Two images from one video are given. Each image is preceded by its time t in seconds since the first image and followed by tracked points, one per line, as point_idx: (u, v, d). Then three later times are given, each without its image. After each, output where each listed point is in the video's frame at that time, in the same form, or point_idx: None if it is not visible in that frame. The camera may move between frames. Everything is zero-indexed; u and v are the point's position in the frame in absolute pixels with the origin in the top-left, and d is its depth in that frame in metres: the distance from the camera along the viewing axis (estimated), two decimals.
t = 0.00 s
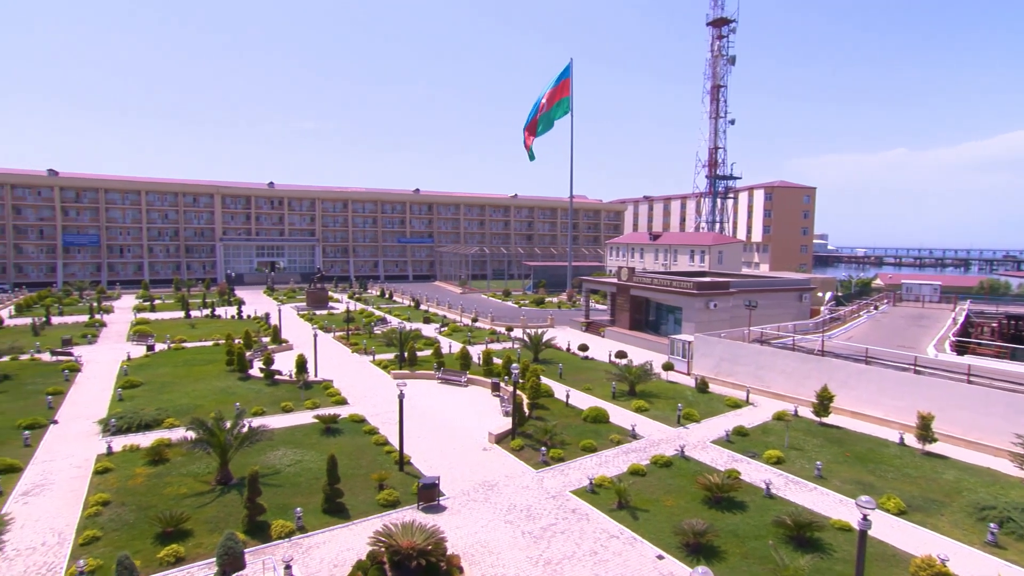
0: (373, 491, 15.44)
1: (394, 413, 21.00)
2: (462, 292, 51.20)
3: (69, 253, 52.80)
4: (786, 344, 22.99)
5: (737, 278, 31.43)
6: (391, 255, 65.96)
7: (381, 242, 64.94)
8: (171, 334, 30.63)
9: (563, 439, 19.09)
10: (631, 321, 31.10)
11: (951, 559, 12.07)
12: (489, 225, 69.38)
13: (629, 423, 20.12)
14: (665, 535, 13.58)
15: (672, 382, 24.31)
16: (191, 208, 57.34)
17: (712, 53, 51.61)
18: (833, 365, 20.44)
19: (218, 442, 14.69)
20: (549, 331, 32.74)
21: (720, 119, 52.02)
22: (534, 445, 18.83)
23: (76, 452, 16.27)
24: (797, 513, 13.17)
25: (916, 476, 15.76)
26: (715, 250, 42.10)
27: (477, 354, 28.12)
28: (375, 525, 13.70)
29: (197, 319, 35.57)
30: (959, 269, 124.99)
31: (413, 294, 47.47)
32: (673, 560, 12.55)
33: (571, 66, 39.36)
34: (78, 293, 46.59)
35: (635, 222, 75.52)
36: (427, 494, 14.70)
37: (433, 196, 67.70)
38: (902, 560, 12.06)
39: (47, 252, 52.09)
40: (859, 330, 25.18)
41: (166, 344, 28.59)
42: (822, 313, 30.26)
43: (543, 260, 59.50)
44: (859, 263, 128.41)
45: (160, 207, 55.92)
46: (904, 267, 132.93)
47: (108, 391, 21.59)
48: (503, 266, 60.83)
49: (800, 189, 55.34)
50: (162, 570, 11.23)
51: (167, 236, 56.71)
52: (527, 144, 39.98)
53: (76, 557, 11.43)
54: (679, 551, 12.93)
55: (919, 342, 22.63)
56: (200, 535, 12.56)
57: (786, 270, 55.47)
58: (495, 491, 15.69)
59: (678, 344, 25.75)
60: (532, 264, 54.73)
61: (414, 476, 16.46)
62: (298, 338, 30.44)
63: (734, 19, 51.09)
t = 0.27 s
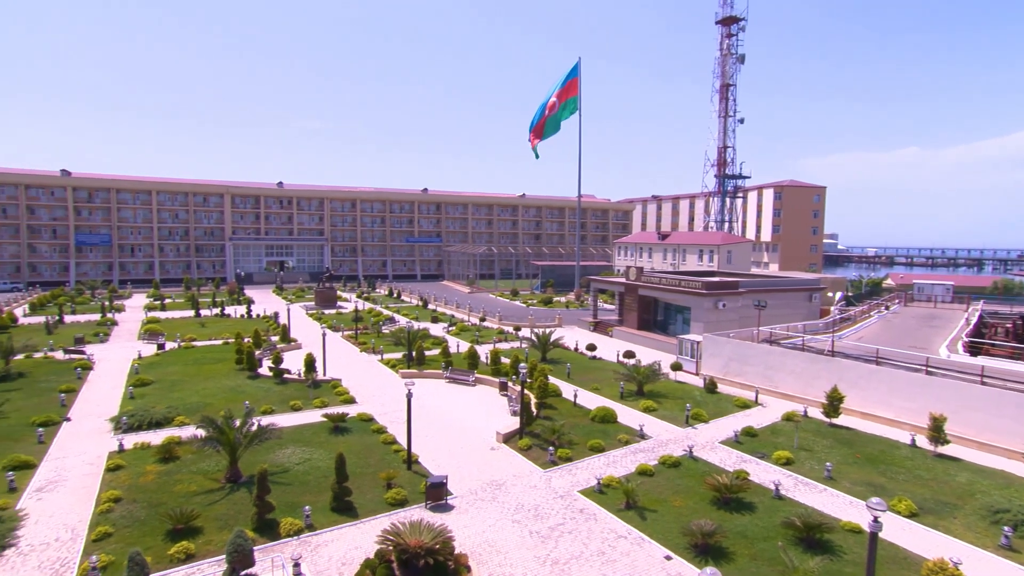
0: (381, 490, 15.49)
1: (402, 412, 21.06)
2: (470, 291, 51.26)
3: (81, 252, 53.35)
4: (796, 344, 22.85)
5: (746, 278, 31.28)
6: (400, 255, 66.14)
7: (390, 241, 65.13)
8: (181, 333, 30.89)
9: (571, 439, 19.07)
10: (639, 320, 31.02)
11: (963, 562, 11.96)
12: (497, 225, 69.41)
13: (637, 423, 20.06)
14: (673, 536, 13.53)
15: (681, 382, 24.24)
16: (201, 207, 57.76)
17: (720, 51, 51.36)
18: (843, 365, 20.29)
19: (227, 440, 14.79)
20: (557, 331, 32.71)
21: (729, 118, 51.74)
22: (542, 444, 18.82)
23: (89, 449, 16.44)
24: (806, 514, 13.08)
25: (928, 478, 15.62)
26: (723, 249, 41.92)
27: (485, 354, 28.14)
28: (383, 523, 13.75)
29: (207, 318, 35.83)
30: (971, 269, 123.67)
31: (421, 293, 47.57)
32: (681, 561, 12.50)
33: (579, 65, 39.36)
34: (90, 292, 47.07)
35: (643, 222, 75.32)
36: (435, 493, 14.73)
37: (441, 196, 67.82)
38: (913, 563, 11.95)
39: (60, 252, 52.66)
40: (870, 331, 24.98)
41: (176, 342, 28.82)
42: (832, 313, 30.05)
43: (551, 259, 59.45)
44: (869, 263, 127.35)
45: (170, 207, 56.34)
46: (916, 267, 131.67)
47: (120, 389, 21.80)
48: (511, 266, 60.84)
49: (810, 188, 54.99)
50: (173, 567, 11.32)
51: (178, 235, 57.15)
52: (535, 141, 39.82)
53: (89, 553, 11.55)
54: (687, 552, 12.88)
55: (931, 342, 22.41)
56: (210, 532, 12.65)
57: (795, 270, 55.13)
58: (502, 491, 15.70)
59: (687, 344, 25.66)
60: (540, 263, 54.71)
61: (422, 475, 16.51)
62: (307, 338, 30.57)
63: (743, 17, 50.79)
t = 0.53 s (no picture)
0: (391, 488, 15.55)
1: (412, 411, 21.13)
2: (480, 291, 51.33)
3: (96, 251, 54.01)
4: (808, 344, 22.66)
5: (757, 277, 31.08)
6: (410, 254, 66.34)
7: (400, 240, 65.35)
8: (194, 332, 31.17)
9: (581, 439, 19.04)
10: (649, 320, 30.91)
11: (980, 566, 11.79)
12: (507, 224, 69.43)
13: (647, 424, 19.99)
14: (683, 537, 13.47)
15: (691, 382, 24.12)
16: (214, 207, 58.27)
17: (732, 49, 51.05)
18: (856, 366, 20.10)
19: (239, 438, 14.91)
20: (567, 330, 32.67)
21: (740, 117, 51.42)
22: (552, 444, 18.80)
23: (104, 446, 16.63)
24: (818, 516, 12.97)
25: (943, 481, 15.43)
26: (735, 249, 41.68)
27: (495, 353, 28.17)
28: (392, 521, 13.80)
29: (219, 317, 36.13)
30: (987, 269, 121.98)
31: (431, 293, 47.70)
32: (691, 562, 12.44)
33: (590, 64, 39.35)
34: (105, 290, 47.63)
35: (653, 221, 75.03)
36: (445, 492, 14.76)
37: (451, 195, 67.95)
38: (928, 567, 11.81)
39: (75, 251, 53.34)
40: (883, 331, 24.73)
41: (189, 341, 29.09)
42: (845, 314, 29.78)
43: (560, 259, 59.38)
44: (883, 262, 126.00)
45: (183, 207, 56.91)
46: (930, 267, 130.05)
47: (134, 386, 22.05)
48: (521, 265, 60.84)
49: (822, 187, 54.54)
50: (186, 563, 11.45)
51: (190, 235, 57.70)
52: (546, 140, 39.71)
53: (104, 548, 11.70)
54: (697, 552, 12.82)
55: (946, 343, 22.15)
56: (222, 529, 12.77)
57: (807, 270, 54.70)
58: (512, 490, 15.70)
59: (697, 344, 25.53)
60: (550, 263, 54.67)
61: (431, 474, 16.55)
62: (318, 336, 30.74)
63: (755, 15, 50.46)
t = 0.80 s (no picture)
0: (400, 487, 15.59)
1: (421, 411, 21.18)
2: (489, 290, 51.37)
3: (109, 250, 54.59)
4: (819, 345, 22.49)
5: (767, 277, 30.89)
6: (419, 254, 66.50)
7: (409, 240, 65.53)
8: (205, 330, 31.46)
9: (590, 439, 19.01)
10: (658, 320, 30.80)
11: (995, 570, 11.64)
12: (516, 223, 69.43)
13: (656, 424, 19.92)
14: (692, 538, 13.41)
15: (701, 383, 24.01)
16: (225, 207, 58.72)
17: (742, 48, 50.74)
18: (868, 367, 19.93)
19: (249, 436, 15.02)
20: (576, 330, 32.62)
21: (751, 115, 51.10)
22: (561, 444, 18.77)
23: (117, 443, 16.80)
24: (829, 518, 12.86)
25: (957, 483, 15.26)
26: (745, 249, 41.45)
27: (504, 353, 28.19)
28: (401, 520, 13.85)
29: (230, 315, 36.41)
30: (1002, 269, 120.39)
31: (440, 292, 47.81)
32: (700, 563, 12.38)
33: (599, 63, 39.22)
34: (118, 289, 48.13)
35: (663, 221, 74.75)
36: (453, 491, 14.78)
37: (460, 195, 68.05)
38: (942, 570, 11.69)
39: (89, 250, 53.93)
40: (896, 332, 24.50)
41: (200, 339, 29.35)
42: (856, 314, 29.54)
43: (569, 258, 59.30)
44: (895, 262, 124.73)
45: (195, 206, 57.40)
46: (944, 267, 128.55)
47: (147, 384, 22.28)
48: (530, 265, 60.82)
49: (834, 186, 54.14)
50: (197, 560, 11.55)
51: (202, 234, 58.18)
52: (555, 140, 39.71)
53: (117, 543, 11.83)
54: (706, 553, 12.76)
55: (960, 344, 21.91)
56: (232, 526, 12.87)
57: (818, 270, 54.28)
58: (521, 490, 15.71)
59: (707, 344, 25.40)
60: (559, 262, 54.61)
61: (440, 473, 16.59)
62: (327, 336, 30.88)
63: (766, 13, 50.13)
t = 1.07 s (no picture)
0: (407, 486, 15.63)
1: (427, 410, 21.23)
2: (496, 290, 51.39)
3: (119, 250, 55.00)
4: (827, 345, 22.35)
5: (775, 277, 30.76)
6: (425, 253, 66.62)
7: (416, 239, 65.65)
8: (213, 329, 31.64)
9: (596, 438, 18.98)
10: (665, 320, 30.72)
11: (1006, 574, 11.52)
12: (523, 223, 69.42)
13: (663, 424, 19.87)
14: (699, 538, 13.37)
15: (708, 382, 23.93)
16: (233, 206, 59.05)
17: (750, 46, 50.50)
18: (877, 367, 19.80)
19: (257, 434, 15.09)
20: (582, 330, 32.59)
21: (759, 114, 50.86)
22: (567, 443, 18.75)
23: (126, 441, 16.94)
24: (838, 519, 12.78)
25: (968, 485, 15.13)
26: (752, 248, 41.28)
27: (511, 352, 28.20)
28: (408, 519, 13.88)
29: (238, 314, 36.63)
30: (1013, 269, 119.23)
31: (446, 291, 47.90)
32: (707, 563, 12.35)
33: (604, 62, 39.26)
34: (127, 288, 48.47)
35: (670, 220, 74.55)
36: (460, 490, 14.80)
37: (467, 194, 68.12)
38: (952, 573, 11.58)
39: (99, 250, 54.36)
40: (905, 332, 24.33)
41: (209, 338, 29.53)
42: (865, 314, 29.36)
43: (576, 258, 59.24)
44: (904, 262, 123.81)
45: (203, 206, 57.76)
46: (954, 267, 127.44)
47: (156, 382, 22.45)
48: (536, 264, 60.77)
49: (842, 185, 53.84)
50: (205, 557, 11.62)
51: (210, 234, 58.53)
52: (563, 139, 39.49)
53: (127, 540, 11.92)
54: (713, 554, 12.72)
55: (970, 344, 21.72)
56: (240, 524, 12.94)
57: (827, 269, 53.98)
58: (527, 489, 15.72)
59: (714, 344, 25.30)
60: (566, 262, 54.57)
61: (447, 472, 16.62)
62: (334, 335, 31.00)
63: (774, 12, 49.88)
